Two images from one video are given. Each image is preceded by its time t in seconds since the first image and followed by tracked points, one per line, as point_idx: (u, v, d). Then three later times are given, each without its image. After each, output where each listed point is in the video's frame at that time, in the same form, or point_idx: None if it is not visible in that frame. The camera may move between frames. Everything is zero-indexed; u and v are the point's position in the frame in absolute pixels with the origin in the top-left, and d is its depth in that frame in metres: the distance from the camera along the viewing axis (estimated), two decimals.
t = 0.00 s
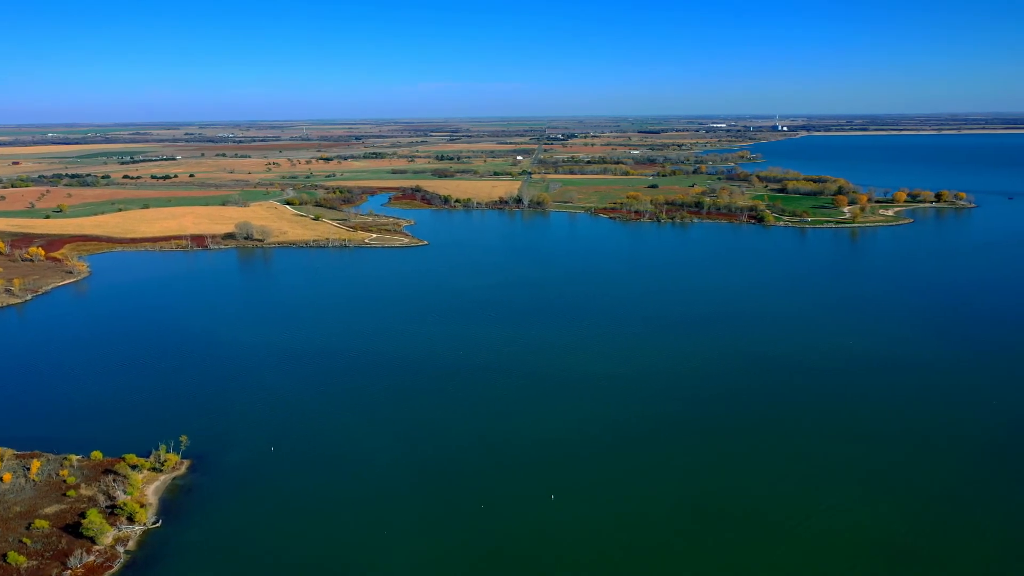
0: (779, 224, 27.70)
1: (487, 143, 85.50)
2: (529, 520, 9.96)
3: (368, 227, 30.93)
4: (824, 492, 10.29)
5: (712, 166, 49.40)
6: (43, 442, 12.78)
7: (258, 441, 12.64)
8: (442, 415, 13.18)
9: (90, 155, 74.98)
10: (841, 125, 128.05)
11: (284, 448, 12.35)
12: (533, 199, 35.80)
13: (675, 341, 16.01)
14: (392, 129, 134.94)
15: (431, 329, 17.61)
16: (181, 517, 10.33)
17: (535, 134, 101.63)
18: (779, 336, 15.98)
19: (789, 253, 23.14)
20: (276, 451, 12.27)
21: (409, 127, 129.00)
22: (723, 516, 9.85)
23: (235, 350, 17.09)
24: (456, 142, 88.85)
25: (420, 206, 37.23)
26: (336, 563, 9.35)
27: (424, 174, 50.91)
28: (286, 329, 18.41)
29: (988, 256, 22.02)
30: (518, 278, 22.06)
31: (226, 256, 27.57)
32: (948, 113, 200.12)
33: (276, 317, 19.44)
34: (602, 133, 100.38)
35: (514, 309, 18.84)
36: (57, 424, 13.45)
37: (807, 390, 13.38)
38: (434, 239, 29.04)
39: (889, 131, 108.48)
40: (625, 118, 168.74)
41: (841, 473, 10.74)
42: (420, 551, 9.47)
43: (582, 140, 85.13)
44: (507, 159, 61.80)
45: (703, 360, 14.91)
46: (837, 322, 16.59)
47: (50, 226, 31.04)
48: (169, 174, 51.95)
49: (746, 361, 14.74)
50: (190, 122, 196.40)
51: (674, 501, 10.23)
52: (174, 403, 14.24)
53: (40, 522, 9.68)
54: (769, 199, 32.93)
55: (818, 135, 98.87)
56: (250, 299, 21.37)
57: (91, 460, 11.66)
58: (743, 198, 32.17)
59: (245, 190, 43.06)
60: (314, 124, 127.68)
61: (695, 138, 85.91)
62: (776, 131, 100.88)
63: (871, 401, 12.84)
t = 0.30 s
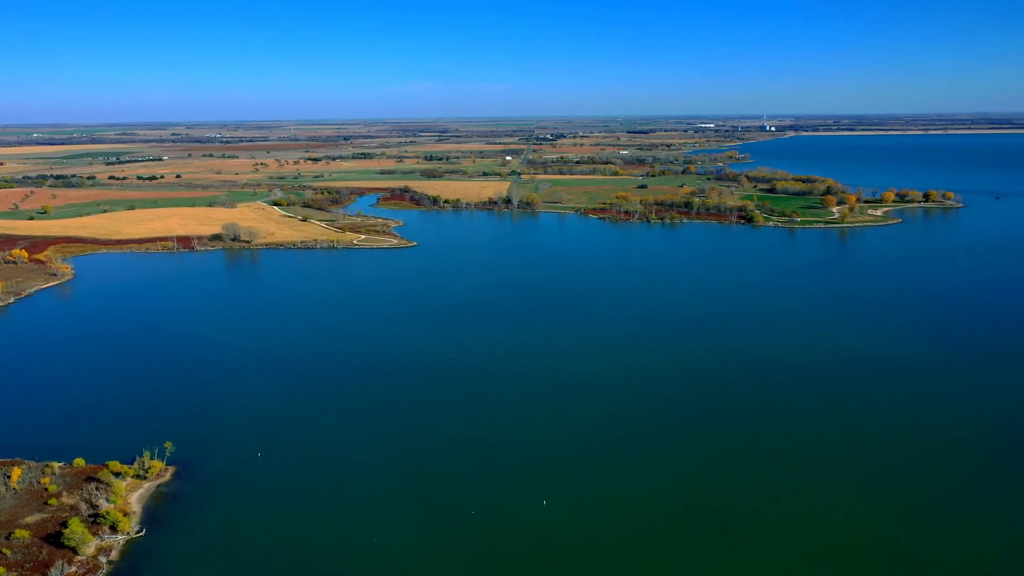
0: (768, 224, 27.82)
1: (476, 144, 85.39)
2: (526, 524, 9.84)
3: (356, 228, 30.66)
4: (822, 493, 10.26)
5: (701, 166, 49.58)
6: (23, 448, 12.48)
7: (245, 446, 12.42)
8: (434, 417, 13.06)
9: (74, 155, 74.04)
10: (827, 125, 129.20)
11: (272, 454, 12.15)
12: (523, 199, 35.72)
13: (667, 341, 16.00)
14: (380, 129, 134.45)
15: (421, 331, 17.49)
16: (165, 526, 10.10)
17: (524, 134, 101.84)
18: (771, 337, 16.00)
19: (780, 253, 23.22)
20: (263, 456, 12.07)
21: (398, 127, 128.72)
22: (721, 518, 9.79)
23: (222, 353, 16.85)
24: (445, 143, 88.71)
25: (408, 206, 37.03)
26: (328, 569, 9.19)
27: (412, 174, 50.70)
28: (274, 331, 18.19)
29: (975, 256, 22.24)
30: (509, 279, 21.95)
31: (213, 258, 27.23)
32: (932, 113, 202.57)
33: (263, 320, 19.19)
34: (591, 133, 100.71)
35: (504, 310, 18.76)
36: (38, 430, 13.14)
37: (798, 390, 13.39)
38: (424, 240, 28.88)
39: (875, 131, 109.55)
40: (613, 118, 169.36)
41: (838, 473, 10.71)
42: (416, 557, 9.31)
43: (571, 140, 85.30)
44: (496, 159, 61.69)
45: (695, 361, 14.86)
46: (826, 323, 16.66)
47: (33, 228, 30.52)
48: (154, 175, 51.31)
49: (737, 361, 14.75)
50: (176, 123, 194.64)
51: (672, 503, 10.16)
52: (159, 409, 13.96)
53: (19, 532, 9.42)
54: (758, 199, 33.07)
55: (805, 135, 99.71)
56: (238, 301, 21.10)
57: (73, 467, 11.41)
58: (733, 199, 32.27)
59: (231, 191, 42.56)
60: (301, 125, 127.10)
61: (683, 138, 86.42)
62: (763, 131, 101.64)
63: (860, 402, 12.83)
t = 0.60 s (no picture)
0: (757, 224, 27.92)
1: (465, 144, 85.27)
2: (522, 528, 9.71)
3: (345, 229, 30.41)
4: (818, 494, 10.21)
5: (690, 166, 49.74)
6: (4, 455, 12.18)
7: (232, 453, 12.18)
8: (426, 420, 12.92)
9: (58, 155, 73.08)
10: (814, 125, 130.39)
11: (261, 460, 11.94)
12: (512, 200, 35.61)
13: (658, 342, 15.98)
14: (368, 129, 133.75)
15: (412, 333, 17.34)
16: (150, 534, 9.87)
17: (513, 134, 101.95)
18: (763, 337, 16.01)
19: (770, 254, 23.30)
20: (251, 462, 11.85)
21: (386, 127, 128.20)
22: (717, 521, 9.70)
23: (209, 356, 16.58)
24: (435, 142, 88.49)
25: (397, 207, 36.80)
26: None
27: (401, 174, 50.45)
28: (262, 334, 17.95)
29: (962, 255, 22.44)
30: (500, 280, 21.84)
31: (199, 259, 26.89)
32: (915, 113, 205.17)
33: (251, 322, 18.93)
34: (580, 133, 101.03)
35: (496, 312, 18.65)
36: (20, 436, 12.83)
37: (791, 390, 13.39)
38: (414, 241, 28.70)
39: (861, 131, 110.76)
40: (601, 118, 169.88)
41: (833, 474, 10.68)
42: (409, 564, 9.13)
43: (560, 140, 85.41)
44: (485, 159, 61.53)
45: (688, 363, 14.80)
46: (817, 323, 16.72)
47: (15, 229, 29.99)
48: (139, 176, 50.69)
49: (729, 362, 14.74)
50: (162, 123, 192.73)
51: (669, 506, 10.06)
52: (145, 414, 13.67)
53: None
54: (747, 199, 33.21)
55: (793, 135, 100.53)
56: (225, 303, 20.82)
57: (55, 475, 11.14)
58: (722, 199, 32.38)
59: (218, 192, 42.12)
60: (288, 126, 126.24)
61: (672, 138, 86.93)
62: (751, 131, 102.39)
63: (852, 402, 12.86)
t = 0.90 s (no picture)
0: (747, 224, 28.02)
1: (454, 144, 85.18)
2: (518, 530, 9.65)
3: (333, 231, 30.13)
4: (814, 496, 10.16)
5: (679, 166, 49.90)
6: None
7: (218, 460, 11.93)
8: (418, 423, 12.78)
9: (40, 155, 72.03)
10: (800, 125, 131.47)
11: (249, 466, 11.72)
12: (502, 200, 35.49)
13: (650, 343, 15.94)
14: (356, 129, 133.32)
15: (403, 335, 17.19)
16: (134, 544, 9.64)
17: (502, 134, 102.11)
18: (754, 338, 16.02)
19: (759, 254, 23.38)
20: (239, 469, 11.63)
21: (375, 126, 127.82)
22: (713, 522, 9.66)
23: (195, 360, 16.31)
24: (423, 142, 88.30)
25: (386, 207, 36.56)
26: None
27: (389, 175, 50.20)
28: (249, 337, 17.69)
29: (950, 255, 22.63)
30: (491, 281, 21.73)
31: (185, 261, 26.52)
32: (899, 112, 207.65)
33: (238, 325, 18.66)
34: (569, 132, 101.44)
35: (487, 313, 18.55)
36: None
37: (782, 391, 13.39)
38: (403, 242, 28.51)
39: (847, 131, 111.93)
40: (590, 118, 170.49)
41: (827, 473, 10.72)
42: (401, 573, 8.95)
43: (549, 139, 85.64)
44: (474, 159, 61.37)
45: (680, 364, 14.76)
46: (807, 323, 16.76)
47: None
48: (124, 176, 50.04)
49: (721, 363, 14.74)
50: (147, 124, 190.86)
51: (665, 509, 9.97)
52: (129, 420, 13.39)
53: None
54: (736, 199, 33.37)
55: (780, 135, 101.69)
56: (212, 305, 20.53)
57: (36, 483, 10.85)
58: (711, 199, 32.48)
59: (204, 193, 41.65)
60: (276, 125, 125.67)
61: (659, 138, 87.52)
62: (738, 131, 103.28)
63: (844, 402, 12.87)
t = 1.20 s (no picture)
0: (736, 224, 28.12)
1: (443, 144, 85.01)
2: (515, 531, 9.61)
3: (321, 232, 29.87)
4: (812, 497, 10.16)
5: (668, 166, 50.03)
6: None
7: (205, 466, 11.71)
8: (410, 426, 12.67)
9: (23, 155, 70.96)
10: (787, 125, 132.60)
11: (237, 472, 11.53)
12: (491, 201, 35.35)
13: (642, 344, 15.91)
14: (345, 129, 132.73)
15: (394, 337, 17.05)
16: (119, 554, 9.43)
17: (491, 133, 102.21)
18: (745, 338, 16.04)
19: (749, 254, 23.45)
20: (227, 475, 11.43)
21: (363, 126, 127.34)
22: (709, 522, 9.66)
23: (181, 363, 16.05)
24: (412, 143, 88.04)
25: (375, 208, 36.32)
26: None
27: (378, 175, 49.92)
28: (237, 339, 17.45)
29: (937, 255, 22.83)
30: (481, 282, 21.64)
31: (171, 263, 26.17)
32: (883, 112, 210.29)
33: (226, 328, 18.42)
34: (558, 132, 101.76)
35: (479, 314, 18.46)
36: None
37: (775, 391, 13.40)
38: (393, 243, 28.33)
39: (833, 131, 113.13)
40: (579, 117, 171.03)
41: (821, 471, 10.76)
42: None
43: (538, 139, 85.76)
44: (463, 159, 61.18)
45: (673, 364, 14.75)
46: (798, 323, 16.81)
47: None
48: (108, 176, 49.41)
49: (713, 363, 14.74)
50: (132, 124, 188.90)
51: (663, 511, 9.91)
52: (114, 426, 13.13)
53: None
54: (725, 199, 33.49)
55: (766, 135, 102.67)
56: (199, 307, 20.27)
57: (16, 492, 10.58)
58: (701, 199, 32.56)
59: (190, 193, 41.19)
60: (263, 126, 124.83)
61: (648, 138, 87.91)
62: (725, 131, 104.14)
63: (836, 402, 12.91)
